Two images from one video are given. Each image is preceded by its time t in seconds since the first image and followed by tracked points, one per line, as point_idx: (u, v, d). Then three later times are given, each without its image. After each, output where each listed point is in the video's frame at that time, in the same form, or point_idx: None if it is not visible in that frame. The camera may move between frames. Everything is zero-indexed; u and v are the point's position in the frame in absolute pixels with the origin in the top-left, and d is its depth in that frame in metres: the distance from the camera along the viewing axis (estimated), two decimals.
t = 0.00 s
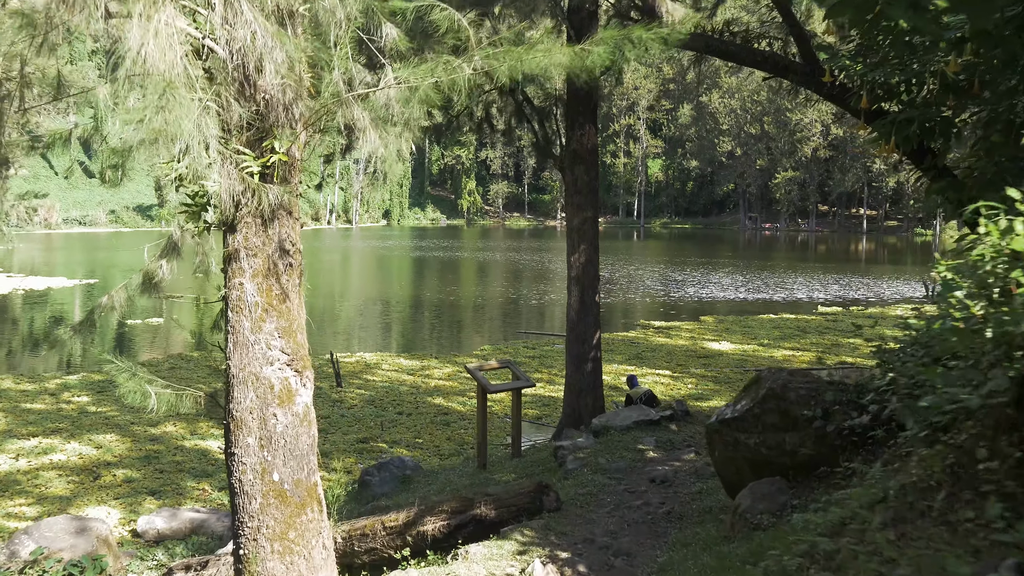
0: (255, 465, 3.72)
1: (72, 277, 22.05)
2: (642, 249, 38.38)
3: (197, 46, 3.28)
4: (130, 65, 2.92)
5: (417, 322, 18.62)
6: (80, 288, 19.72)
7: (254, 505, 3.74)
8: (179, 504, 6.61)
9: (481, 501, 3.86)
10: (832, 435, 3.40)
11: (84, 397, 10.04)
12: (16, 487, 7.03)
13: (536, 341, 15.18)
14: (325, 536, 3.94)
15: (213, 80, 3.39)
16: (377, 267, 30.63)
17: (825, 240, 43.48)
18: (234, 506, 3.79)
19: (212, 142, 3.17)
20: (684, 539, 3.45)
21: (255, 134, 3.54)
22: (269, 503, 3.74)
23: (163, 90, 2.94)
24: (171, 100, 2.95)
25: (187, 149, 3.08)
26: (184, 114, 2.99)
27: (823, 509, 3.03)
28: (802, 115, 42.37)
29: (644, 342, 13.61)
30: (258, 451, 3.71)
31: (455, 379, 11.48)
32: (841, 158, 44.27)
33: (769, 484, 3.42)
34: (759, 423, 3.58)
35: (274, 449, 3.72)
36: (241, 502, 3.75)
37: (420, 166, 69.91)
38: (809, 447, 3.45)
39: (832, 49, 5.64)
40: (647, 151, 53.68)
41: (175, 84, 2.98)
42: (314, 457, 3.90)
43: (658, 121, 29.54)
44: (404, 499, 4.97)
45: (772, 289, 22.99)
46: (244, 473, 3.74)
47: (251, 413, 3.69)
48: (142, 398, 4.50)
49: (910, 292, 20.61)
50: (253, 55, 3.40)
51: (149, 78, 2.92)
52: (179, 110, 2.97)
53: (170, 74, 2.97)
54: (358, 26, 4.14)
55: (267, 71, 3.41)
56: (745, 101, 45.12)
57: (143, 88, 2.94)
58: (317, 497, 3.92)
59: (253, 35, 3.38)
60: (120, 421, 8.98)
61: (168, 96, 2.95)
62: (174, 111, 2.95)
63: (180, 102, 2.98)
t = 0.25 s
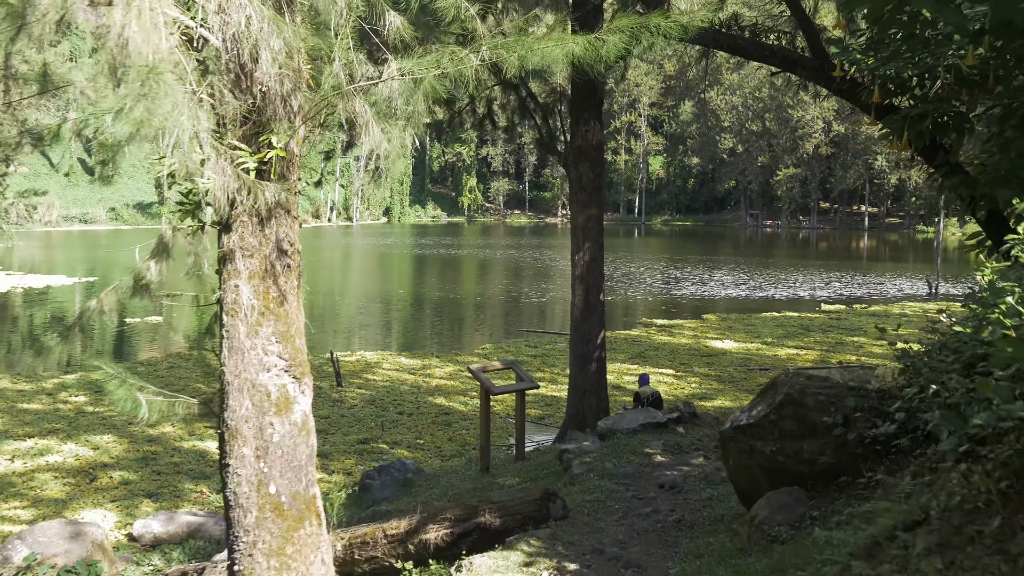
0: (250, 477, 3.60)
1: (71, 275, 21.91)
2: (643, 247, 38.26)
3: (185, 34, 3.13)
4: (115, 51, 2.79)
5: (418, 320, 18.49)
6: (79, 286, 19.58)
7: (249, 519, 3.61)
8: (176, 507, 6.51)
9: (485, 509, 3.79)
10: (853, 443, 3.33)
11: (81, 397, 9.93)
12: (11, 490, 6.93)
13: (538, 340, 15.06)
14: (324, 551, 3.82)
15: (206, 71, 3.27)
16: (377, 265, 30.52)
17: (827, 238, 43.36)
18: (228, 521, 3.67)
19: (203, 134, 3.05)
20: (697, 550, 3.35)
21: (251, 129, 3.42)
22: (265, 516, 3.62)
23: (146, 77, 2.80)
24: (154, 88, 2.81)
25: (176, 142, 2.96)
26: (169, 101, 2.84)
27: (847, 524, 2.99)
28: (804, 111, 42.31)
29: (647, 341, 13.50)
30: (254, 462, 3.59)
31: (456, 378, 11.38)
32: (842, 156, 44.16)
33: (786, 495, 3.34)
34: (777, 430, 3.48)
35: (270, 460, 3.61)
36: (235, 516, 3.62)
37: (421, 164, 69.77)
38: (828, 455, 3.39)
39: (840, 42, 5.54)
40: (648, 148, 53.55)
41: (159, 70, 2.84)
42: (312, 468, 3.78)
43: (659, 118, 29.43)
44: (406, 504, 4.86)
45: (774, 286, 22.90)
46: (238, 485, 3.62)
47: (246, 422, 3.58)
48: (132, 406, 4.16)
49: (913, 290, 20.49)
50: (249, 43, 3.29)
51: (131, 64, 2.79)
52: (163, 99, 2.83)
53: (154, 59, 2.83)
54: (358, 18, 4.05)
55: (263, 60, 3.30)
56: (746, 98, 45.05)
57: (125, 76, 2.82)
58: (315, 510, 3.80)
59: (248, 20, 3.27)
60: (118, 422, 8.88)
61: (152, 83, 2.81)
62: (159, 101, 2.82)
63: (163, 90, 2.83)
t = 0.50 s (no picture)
0: (237, 486, 3.52)
1: (67, 273, 21.75)
2: (641, 245, 38.20)
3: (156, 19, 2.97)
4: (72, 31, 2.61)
5: (417, 318, 18.40)
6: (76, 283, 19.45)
7: (236, 530, 3.52)
8: (170, 509, 6.41)
9: (484, 515, 3.72)
10: (865, 450, 3.25)
11: (76, 396, 9.81)
12: (2, 492, 6.82)
13: (537, 338, 14.96)
14: (315, 563, 3.72)
15: (185, 59, 3.12)
16: (376, 263, 30.38)
17: (825, 236, 43.31)
18: (214, 532, 3.57)
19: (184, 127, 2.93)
20: (701, 559, 3.27)
21: (237, 123, 3.32)
22: (253, 527, 3.53)
23: (108, 60, 2.60)
24: (117, 73, 2.61)
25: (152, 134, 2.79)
26: (144, 91, 2.71)
27: (860, 532, 2.95)
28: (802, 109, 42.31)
29: (647, 339, 13.41)
30: (241, 471, 3.51)
31: (454, 377, 11.29)
32: (841, 154, 44.10)
33: (796, 503, 3.26)
34: (784, 435, 3.39)
35: (258, 469, 3.53)
36: (221, 528, 3.53)
37: (419, 162, 69.57)
38: (838, 461, 3.30)
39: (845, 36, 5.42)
40: (647, 146, 53.46)
41: (123, 54, 2.64)
42: (301, 477, 3.70)
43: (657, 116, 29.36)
44: (404, 507, 4.77)
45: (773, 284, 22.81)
46: (225, 494, 3.53)
47: (233, 428, 3.49)
48: (113, 412, 4.20)
49: (912, 288, 20.43)
50: (233, 30, 3.18)
51: (93, 45, 2.59)
52: (129, 85, 2.64)
53: (117, 42, 2.63)
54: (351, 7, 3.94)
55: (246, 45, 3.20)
56: (745, 96, 44.97)
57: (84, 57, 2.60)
58: (305, 520, 3.71)
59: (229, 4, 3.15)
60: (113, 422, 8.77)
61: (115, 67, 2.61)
62: (124, 86, 2.62)
63: (130, 75, 2.65)
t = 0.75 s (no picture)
0: (219, 488, 3.41)
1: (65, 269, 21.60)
2: (642, 240, 38.11)
3: None
4: None
5: (416, 314, 18.30)
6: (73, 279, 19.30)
7: (218, 534, 3.42)
8: (164, 508, 6.32)
9: (481, 517, 3.62)
10: (878, 449, 3.15)
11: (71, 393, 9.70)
12: None
13: (538, 334, 14.86)
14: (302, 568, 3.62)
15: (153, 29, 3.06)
16: (376, 259, 30.28)
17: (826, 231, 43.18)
18: (196, 536, 3.47)
19: (159, 107, 2.82)
20: (707, 563, 3.16)
21: (219, 105, 3.21)
22: (236, 532, 3.43)
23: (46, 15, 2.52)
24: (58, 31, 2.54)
25: (117, 109, 2.71)
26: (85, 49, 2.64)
27: (874, 536, 2.86)
28: (804, 104, 42.26)
29: (648, 335, 13.31)
30: (224, 472, 3.41)
31: (454, 373, 11.20)
32: (842, 149, 43.95)
33: (807, 505, 3.15)
34: (793, 433, 3.28)
35: (241, 470, 3.43)
36: (202, 532, 3.42)
37: (419, 157, 69.38)
38: (850, 461, 3.19)
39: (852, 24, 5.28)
40: (648, 141, 53.30)
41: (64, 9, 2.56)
42: (288, 479, 3.58)
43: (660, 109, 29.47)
44: (400, 506, 4.67)
45: (774, 280, 22.69)
46: (206, 497, 3.42)
47: (215, 427, 3.39)
48: (87, 412, 4.21)
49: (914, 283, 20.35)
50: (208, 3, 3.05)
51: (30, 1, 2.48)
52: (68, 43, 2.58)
53: None
54: None
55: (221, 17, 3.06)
56: (746, 91, 44.81)
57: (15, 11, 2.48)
58: (291, 524, 3.60)
59: None
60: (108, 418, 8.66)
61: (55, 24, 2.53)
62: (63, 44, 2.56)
63: (73, 34, 2.58)
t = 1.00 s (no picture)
0: (204, 504, 3.32)
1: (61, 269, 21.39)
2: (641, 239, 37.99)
3: None
4: None
5: (415, 314, 18.19)
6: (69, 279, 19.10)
7: (203, 553, 3.32)
8: (157, 513, 6.21)
9: (480, 527, 3.52)
10: (895, 461, 3.06)
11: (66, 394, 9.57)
12: None
13: (538, 334, 14.76)
14: None
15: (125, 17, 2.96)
16: (376, 258, 30.16)
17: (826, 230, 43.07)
18: (181, 554, 3.38)
19: (135, 101, 2.72)
20: None
21: (202, 100, 3.10)
22: (222, 550, 3.34)
23: None
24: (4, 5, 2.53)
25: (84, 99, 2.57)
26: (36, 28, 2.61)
27: (893, 553, 2.76)
28: (804, 103, 42.24)
29: (648, 335, 13.21)
30: (209, 487, 3.31)
31: (453, 374, 11.09)
32: (843, 147, 43.87)
33: (821, 518, 3.07)
34: (805, 442, 3.20)
35: (227, 485, 3.33)
36: (188, 550, 3.34)
37: (419, 156, 69.21)
38: (865, 474, 3.11)
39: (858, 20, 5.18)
40: (648, 140, 53.19)
41: None
42: (277, 494, 3.48)
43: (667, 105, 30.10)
44: (398, 514, 4.58)
45: (774, 279, 22.63)
46: (191, 514, 3.33)
47: (199, 440, 3.30)
48: (61, 425, 4.23)
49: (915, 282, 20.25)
50: None
51: None
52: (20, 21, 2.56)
53: None
54: None
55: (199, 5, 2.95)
56: (746, 90, 44.70)
57: None
58: (281, 541, 3.50)
59: None
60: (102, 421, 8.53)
61: None
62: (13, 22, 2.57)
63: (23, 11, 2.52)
